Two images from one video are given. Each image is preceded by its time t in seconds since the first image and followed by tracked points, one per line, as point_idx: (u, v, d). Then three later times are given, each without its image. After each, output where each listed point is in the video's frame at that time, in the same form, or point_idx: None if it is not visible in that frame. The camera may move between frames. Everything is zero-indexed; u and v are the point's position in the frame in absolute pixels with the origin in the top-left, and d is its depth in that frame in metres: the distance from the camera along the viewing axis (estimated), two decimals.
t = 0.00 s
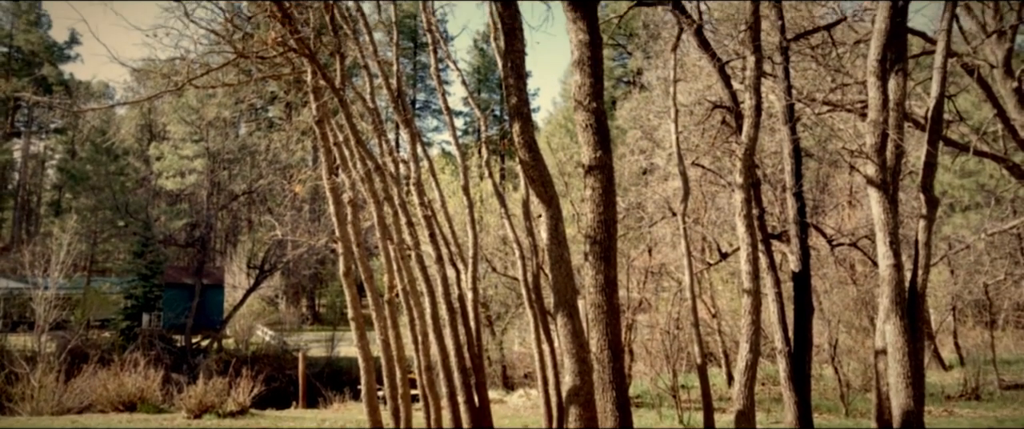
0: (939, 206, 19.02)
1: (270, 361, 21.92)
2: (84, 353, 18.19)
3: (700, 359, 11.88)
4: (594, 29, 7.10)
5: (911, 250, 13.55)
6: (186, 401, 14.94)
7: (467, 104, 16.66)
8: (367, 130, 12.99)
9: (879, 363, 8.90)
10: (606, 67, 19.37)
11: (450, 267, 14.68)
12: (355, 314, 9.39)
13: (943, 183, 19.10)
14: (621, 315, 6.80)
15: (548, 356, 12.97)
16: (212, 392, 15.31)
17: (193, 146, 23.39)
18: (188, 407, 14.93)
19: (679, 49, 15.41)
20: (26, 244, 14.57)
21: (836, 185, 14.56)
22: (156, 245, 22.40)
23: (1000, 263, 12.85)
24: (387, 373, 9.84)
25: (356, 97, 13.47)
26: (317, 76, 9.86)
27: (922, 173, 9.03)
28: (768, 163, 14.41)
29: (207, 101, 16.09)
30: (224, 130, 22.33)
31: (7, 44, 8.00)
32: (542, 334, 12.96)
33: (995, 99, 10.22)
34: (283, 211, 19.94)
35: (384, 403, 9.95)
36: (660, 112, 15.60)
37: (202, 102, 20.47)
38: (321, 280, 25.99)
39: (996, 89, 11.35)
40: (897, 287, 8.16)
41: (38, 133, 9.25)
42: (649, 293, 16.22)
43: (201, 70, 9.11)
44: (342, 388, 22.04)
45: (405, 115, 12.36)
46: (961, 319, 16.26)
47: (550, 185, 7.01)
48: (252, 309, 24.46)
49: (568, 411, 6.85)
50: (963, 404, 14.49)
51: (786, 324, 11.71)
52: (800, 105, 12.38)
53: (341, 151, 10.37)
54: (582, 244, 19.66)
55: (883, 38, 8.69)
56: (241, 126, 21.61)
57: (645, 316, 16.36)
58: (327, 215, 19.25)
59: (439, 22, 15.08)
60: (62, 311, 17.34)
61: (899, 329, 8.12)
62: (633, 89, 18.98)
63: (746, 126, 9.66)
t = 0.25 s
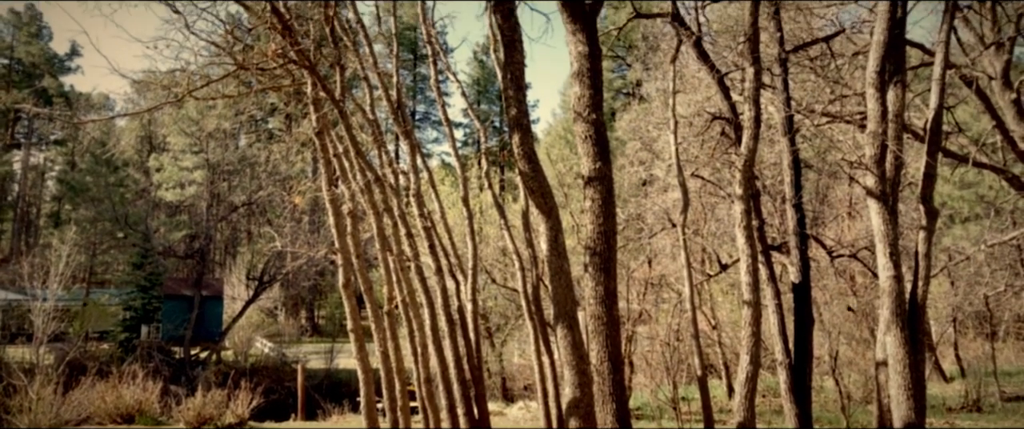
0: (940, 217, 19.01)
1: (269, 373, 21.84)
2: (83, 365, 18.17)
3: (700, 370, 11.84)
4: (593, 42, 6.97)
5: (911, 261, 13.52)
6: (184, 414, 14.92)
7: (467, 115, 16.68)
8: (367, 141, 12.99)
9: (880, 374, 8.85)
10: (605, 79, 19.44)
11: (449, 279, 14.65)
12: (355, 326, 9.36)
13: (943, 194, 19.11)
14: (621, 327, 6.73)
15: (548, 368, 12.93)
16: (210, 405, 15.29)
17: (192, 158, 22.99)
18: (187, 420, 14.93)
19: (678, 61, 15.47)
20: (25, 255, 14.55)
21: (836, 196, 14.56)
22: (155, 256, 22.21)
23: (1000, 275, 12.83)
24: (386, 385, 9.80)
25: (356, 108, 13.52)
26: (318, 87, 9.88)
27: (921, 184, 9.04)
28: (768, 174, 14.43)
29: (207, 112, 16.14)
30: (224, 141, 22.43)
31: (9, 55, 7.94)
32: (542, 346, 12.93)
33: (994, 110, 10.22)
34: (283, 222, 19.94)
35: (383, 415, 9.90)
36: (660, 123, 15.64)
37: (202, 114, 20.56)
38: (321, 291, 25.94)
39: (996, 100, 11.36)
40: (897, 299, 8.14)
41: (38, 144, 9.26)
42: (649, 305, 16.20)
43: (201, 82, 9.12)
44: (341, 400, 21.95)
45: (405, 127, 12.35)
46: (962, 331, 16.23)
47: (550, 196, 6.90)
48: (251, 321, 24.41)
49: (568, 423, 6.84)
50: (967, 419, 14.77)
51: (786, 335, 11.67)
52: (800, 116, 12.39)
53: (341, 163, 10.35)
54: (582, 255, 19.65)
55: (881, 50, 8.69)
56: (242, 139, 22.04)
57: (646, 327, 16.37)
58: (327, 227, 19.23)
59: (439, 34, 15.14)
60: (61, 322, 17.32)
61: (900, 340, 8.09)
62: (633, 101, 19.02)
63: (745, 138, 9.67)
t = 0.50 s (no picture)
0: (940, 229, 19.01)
1: (268, 385, 21.77)
2: (81, 376, 18.05)
3: (700, 382, 11.79)
4: (593, 54, 6.93)
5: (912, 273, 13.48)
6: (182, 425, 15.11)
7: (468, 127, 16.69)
8: (367, 152, 12.99)
9: (881, 387, 8.80)
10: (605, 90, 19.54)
11: (449, 290, 14.62)
12: (354, 338, 9.34)
13: (943, 206, 19.13)
14: (622, 339, 6.65)
15: (548, 380, 12.88)
16: (209, 417, 15.53)
17: (192, 169, 22.87)
18: None
19: (677, 73, 15.52)
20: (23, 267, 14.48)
21: (836, 207, 14.56)
22: (155, 267, 22.23)
23: (1001, 286, 12.80)
24: (385, 398, 9.74)
25: (357, 120, 13.55)
26: (318, 99, 9.88)
27: (922, 195, 9.02)
28: (768, 185, 14.44)
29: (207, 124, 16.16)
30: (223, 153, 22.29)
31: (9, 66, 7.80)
32: (542, 358, 12.88)
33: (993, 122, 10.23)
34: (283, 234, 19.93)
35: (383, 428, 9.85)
36: (660, 135, 15.67)
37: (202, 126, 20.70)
38: (321, 303, 25.90)
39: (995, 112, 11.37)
40: (898, 311, 8.11)
41: (39, 155, 9.25)
42: (649, 316, 16.44)
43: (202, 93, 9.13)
44: (340, 412, 21.86)
45: (406, 138, 12.35)
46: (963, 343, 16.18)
47: (550, 208, 6.84)
48: (252, 333, 24.72)
49: None
50: None
51: (786, 347, 11.62)
52: (800, 128, 12.39)
53: (341, 174, 10.33)
54: (582, 266, 19.64)
55: (881, 62, 8.69)
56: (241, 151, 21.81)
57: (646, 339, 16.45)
58: (327, 238, 19.22)
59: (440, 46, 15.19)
60: (59, 334, 17.16)
61: (901, 352, 8.05)
62: (632, 112, 19.06)
63: (745, 149, 9.68)
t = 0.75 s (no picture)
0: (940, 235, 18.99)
1: (268, 391, 21.73)
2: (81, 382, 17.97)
3: (701, 388, 11.75)
4: (594, 60, 6.81)
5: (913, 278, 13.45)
6: None
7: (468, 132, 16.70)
8: (367, 158, 12.98)
9: (882, 393, 8.76)
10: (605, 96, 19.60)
11: (449, 296, 14.60)
12: (354, 344, 9.31)
13: (943, 211, 19.14)
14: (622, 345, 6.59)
15: (548, 386, 12.84)
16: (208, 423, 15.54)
17: (192, 175, 23.09)
18: None
19: (677, 79, 15.54)
20: (23, 273, 14.45)
21: (836, 213, 14.56)
22: (155, 273, 22.23)
23: (1002, 292, 12.77)
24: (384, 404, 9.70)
25: (357, 126, 13.56)
26: (319, 105, 9.87)
27: (922, 201, 9.01)
28: (768, 191, 14.43)
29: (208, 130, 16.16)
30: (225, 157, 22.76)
31: (10, 73, 8.00)
32: (542, 364, 12.85)
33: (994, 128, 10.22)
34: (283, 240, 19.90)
35: None
36: (660, 140, 15.66)
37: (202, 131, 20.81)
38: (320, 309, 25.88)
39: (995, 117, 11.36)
40: (899, 317, 8.08)
41: (39, 161, 9.24)
42: (650, 323, 16.43)
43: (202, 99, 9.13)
44: (340, 418, 21.82)
45: (406, 143, 12.33)
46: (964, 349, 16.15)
47: (550, 213, 6.71)
48: (252, 339, 24.88)
49: None
50: None
51: (787, 353, 11.57)
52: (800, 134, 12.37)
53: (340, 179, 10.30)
54: (583, 272, 19.65)
55: (880, 68, 8.69)
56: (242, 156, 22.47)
57: (647, 345, 16.36)
58: (327, 243, 19.20)
59: (440, 52, 15.22)
60: (59, 341, 17.07)
61: (902, 358, 8.02)
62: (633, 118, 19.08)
63: (745, 156, 9.66)
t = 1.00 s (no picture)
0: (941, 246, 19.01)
1: (268, 403, 21.66)
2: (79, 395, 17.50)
3: (702, 401, 11.70)
4: (594, 72, 6.73)
5: (914, 290, 13.42)
6: None
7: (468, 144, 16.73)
8: (368, 169, 12.99)
9: (884, 405, 8.71)
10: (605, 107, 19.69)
11: (449, 307, 14.57)
12: (354, 356, 9.29)
13: (943, 223, 19.17)
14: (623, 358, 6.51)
15: (549, 398, 12.80)
16: None
17: (193, 187, 23.17)
18: None
19: (677, 90, 15.59)
20: (23, 285, 14.42)
21: (837, 225, 14.57)
22: (155, 285, 22.65)
23: (1004, 304, 12.73)
24: (384, 417, 9.64)
25: (358, 138, 13.59)
26: (320, 117, 9.87)
27: (923, 212, 9.00)
28: (768, 203, 14.43)
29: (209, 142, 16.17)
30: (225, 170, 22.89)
31: (11, 85, 7.69)
32: (543, 376, 12.82)
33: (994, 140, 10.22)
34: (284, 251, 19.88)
35: None
36: (660, 152, 15.70)
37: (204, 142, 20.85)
38: (321, 321, 25.86)
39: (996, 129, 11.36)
40: (900, 329, 8.05)
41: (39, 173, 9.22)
42: (652, 335, 16.36)
43: (203, 111, 9.15)
44: None
45: (406, 155, 12.34)
46: (966, 361, 16.11)
47: (551, 224, 6.49)
48: (251, 350, 24.92)
49: None
50: None
51: (788, 365, 11.51)
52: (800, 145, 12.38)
53: (341, 191, 10.29)
54: (583, 283, 19.65)
55: (880, 80, 8.70)
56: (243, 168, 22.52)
57: (647, 357, 16.35)
58: (327, 255, 19.20)
59: (441, 64, 15.26)
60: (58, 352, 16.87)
61: (904, 370, 7.99)
62: (633, 130, 19.14)
63: (746, 167, 9.66)
